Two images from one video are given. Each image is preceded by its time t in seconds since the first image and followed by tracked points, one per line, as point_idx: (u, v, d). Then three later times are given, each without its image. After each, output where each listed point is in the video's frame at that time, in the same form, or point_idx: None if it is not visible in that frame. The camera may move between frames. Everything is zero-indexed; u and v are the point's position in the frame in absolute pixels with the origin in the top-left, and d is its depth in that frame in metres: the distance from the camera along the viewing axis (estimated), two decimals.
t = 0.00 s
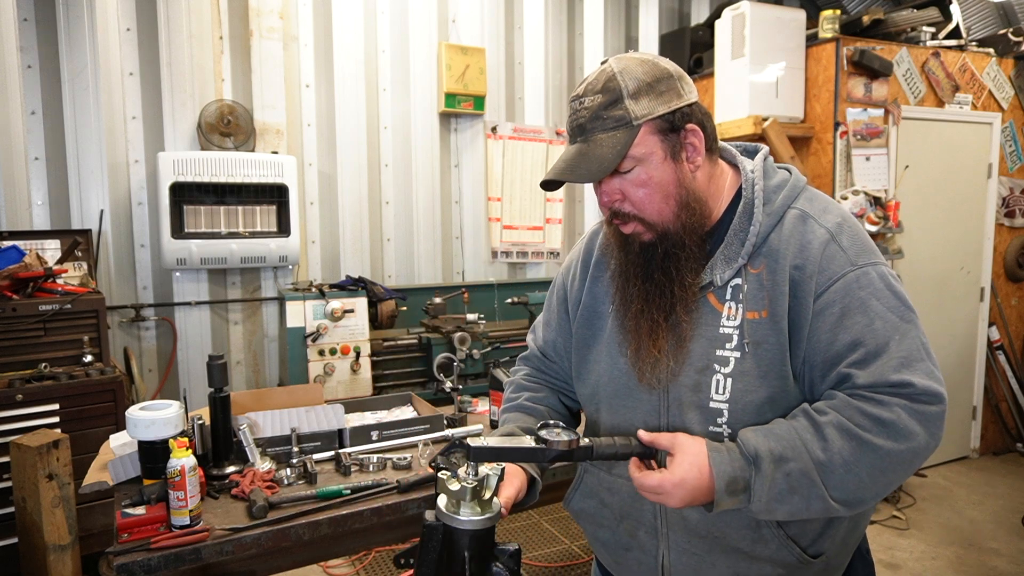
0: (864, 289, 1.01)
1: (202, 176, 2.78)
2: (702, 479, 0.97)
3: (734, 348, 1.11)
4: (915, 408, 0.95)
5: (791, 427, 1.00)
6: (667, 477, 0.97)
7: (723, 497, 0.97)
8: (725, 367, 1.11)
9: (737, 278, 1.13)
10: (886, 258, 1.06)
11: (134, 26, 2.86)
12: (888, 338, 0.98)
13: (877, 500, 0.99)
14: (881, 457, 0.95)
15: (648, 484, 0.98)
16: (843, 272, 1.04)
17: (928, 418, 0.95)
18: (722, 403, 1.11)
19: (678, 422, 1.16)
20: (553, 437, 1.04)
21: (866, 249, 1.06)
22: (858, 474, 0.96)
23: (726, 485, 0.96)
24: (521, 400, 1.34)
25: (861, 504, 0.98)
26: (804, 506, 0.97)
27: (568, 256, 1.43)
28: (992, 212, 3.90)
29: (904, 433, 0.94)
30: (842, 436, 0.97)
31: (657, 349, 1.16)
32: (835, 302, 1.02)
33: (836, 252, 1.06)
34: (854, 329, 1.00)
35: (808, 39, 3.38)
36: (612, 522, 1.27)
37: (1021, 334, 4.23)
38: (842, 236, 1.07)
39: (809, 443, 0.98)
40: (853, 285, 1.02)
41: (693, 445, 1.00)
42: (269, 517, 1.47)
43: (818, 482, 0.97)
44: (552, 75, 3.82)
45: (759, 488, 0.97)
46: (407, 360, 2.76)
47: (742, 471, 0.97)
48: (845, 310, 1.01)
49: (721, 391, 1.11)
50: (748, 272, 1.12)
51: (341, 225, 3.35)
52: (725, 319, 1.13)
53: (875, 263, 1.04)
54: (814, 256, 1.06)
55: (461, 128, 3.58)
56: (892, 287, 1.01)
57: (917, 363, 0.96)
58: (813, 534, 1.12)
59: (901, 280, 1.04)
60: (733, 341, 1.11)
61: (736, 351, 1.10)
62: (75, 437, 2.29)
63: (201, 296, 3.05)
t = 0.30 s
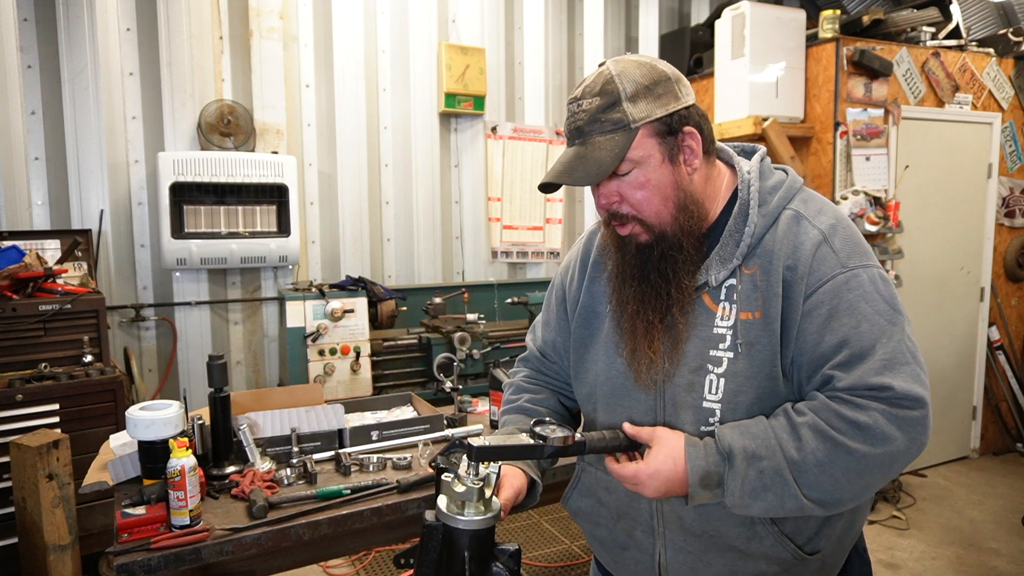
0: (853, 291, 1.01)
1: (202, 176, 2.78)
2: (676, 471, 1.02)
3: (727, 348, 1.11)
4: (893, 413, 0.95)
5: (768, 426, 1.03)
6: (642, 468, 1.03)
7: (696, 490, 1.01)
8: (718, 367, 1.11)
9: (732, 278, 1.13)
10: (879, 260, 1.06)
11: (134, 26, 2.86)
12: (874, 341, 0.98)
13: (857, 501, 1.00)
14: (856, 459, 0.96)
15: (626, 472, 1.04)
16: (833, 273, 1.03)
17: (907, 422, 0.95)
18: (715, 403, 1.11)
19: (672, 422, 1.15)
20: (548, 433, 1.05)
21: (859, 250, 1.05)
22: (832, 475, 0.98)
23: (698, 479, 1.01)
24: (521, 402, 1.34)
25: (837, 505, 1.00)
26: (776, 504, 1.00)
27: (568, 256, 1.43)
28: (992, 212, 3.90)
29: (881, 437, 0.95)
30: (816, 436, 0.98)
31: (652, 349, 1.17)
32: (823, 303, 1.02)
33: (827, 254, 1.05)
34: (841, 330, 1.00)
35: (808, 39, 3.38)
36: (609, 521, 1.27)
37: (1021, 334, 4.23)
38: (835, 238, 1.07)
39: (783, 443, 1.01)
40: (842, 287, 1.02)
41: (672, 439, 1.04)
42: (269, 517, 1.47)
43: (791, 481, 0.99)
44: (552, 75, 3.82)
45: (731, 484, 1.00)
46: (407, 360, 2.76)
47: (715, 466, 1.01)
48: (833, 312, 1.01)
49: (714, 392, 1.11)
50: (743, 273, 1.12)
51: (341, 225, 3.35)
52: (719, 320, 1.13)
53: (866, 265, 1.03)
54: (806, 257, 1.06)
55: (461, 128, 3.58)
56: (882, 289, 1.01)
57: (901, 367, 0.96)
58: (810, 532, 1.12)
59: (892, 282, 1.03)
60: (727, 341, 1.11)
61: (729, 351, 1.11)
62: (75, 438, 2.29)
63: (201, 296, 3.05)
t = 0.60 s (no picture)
0: (847, 292, 1.01)
1: (202, 176, 2.78)
2: (668, 462, 1.02)
3: (721, 348, 1.11)
4: (884, 414, 0.95)
5: (760, 424, 1.03)
6: (633, 457, 1.03)
7: (688, 485, 1.01)
8: (712, 366, 1.11)
9: (727, 278, 1.13)
10: (873, 261, 1.05)
11: (134, 26, 2.85)
12: (866, 342, 0.98)
13: (846, 501, 1.00)
14: (846, 459, 0.96)
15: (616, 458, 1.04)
16: (827, 274, 1.03)
17: (897, 423, 0.95)
18: (708, 402, 1.11)
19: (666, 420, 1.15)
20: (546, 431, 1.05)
21: (854, 251, 1.05)
22: (822, 474, 0.98)
23: (691, 473, 1.01)
24: (518, 402, 1.34)
25: (827, 503, 1.00)
26: (767, 501, 1.00)
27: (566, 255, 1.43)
28: (992, 212, 3.90)
29: (871, 438, 0.95)
30: (807, 435, 0.98)
31: (647, 348, 1.17)
32: (816, 304, 1.02)
33: (821, 255, 1.05)
34: (834, 331, 1.00)
35: (808, 39, 3.38)
36: (605, 519, 1.27)
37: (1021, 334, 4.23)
38: (829, 238, 1.07)
39: (774, 440, 1.00)
40: (835, 288, 1.02)
41: (666, 432, 1.05)
42: (269, 517, 1.47)
43: (781, 479, 0.99)
44: (553, 74, 3.82)
45: (723, 480, 1.00)
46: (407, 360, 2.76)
47: (707, 461, 1.01)
48: (826, 312, 1.01)
49: (708, 391, 1.11)
50: (737, 273, 1.12)
51: (341, 225, 3.35)
52: (713, 319, 1.13)
53: (860, 266, 1.03)
54: (800, 257, 1.06)
55: (461, 128, 3.58)
56: (875, 291, 1.01)
57: (892, 368, 0.96)
58: (804, 530, 1.13)
59: (885, 283, 1.03)
60: (720, 341, 1.11)
61: (722, 350, 1.11)
62: (75, 438, 2.29)
63: (201, 296, 3.05)
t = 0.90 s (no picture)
0: (837, 287, 1.01)
1: (202, 176, 2.78)
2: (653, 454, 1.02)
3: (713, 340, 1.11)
4: (867, 408, 0.95)
5: (744, 414, 1.03)
6: (618, 452, 1.03)
7: (673, 473, 1.01)
8: (704, 359, 1.11)
9: (721, 272, 1.13)
10: (864, 258, 1.06)
11: (134, 26, 2.86)
12: (854, 337, 0.98)
13: (829, 495, 1.00)
14: (828, 452, 0.96)
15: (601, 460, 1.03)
16: (818, 269, 1.03)
17: (880, 418, 0.95)
18: (700, 394, 1.11)
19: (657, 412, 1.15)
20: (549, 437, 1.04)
21: (846, 247, 1.05)
22: (804, 466, 0.98)
23: (675, 461, 1.01)
24: (515, 398, 1.34)
25: (809, 496, 1.00)
26: (748, 491, 1.00)
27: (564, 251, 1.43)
28: (992, 212, 3.90)
29: (854, 431, 0.95)
30: (791, 426, 0.98)
31: (642, 340, 1.17)
32: (807, 298, 1.03)
33: (812, 250, 1.06)
34: (823, 324, 1.00)
35: (808, 39, 3.38)
36: (596, 513, 1.28)
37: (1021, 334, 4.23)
38: (821, 234, 1.07)
39: (758, 430, 1.01)
40: (826, 283, 1.02)
41: (650, 425, 1.05)
42: (269, 517, 1.47)
43: (763, 468, 1.00)
44: (553, 74, 3.82)
45: (705, 467, 1.01)
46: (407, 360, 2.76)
47: (691, 449, 1.02)
48: (816, 306, 1.02)
49: (699, 383, 1.11)
50: (731, 267, 1.12)
51: (341, 225, 3.35)
52: (706, 313, 1.13)
53: (851, 262, 1.03)
54: (793, 251, 1.06)
55: (461, 128, 3.58)
56: (866, 287, 1.01)
57: (878, 363, 0.96)
58: (795, 526, 1.13)
59: (876, 279, 1.03)
60: (713, 334, 1.11)
61: (715, 343, 1.11)
62: (75, 438, 2.29)
63: (201, 296, 3.05)
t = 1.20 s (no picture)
0: (825, 269, 1.02)
1: (202, 176, 2.78)
2: (651, 437, 1.00)
3: (700, 321, 1.10)
4: (862, 382, 0.95)
5: (738, 391, 1.02)
6: (617, 443, 1.00)
7: (668, 450, 1.00)
8: (690, 339, 1.11)
9: (707, 255, 1.14)
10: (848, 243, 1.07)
11: (135, 26, 2.86)
12: (845, 314, 0.99)
13: (823, 471, 1.00)
14: (823, 425, 0.96)
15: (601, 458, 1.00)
16: (805, 251, 1.05)
17: (874, 392, 0.95)
18: (687, 373, 1.10)
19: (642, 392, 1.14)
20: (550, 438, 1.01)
21: (830, 233, 1.07)
22: (799, 440, 0.98)
23: (670, 437, 1.00)
24: (498, 395, 1.33)
25: (803, 471, 0.99)
26: (744, 467, 0.99)
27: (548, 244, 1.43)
28: (992, 212, 3.90)
29: (848, 404, 0.95)
30: (786, 400, 0.98)
31: (629, 321, 1.16)
32: (795, 278, 1.04)
33: (799, 234, 1.07)
34: (813, 303, 1.01)
35: (808, 39, 3.38)
36: (575, 497, 1.27)
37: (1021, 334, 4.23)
38: (807, 220, 1.09)
39: (753, 405, 1.00)
40: (813, 264, 1.03)
41: (642, 409, 1.03)
42: (269, 517, 1.47)
43: (759, 443, 0.99)
44: (553, 74, 3.82)
45: (701, 443, 0.99)
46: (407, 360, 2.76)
47: (687, 425, 1.00)
48: (804, 287, 1.02)
49: (687, 362, 1.10)
50: (717, 250, 1.13)
51: (342, 225, 3.35)
52: (693, 294, 1.13)
53: (836, 246, 1.05)
54: (780, 234, 1.08)
55: (461, 128, 3.58)
56: (852, 269, 1.02)
57: (869, 340, 0.97)
58: (771, 513, 1.13)
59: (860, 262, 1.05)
60: (700, 314, 1.11)
61: (702, 324, 1.10)
62: (75, 438, 2.29)
63: (201, 296, 3.05)
